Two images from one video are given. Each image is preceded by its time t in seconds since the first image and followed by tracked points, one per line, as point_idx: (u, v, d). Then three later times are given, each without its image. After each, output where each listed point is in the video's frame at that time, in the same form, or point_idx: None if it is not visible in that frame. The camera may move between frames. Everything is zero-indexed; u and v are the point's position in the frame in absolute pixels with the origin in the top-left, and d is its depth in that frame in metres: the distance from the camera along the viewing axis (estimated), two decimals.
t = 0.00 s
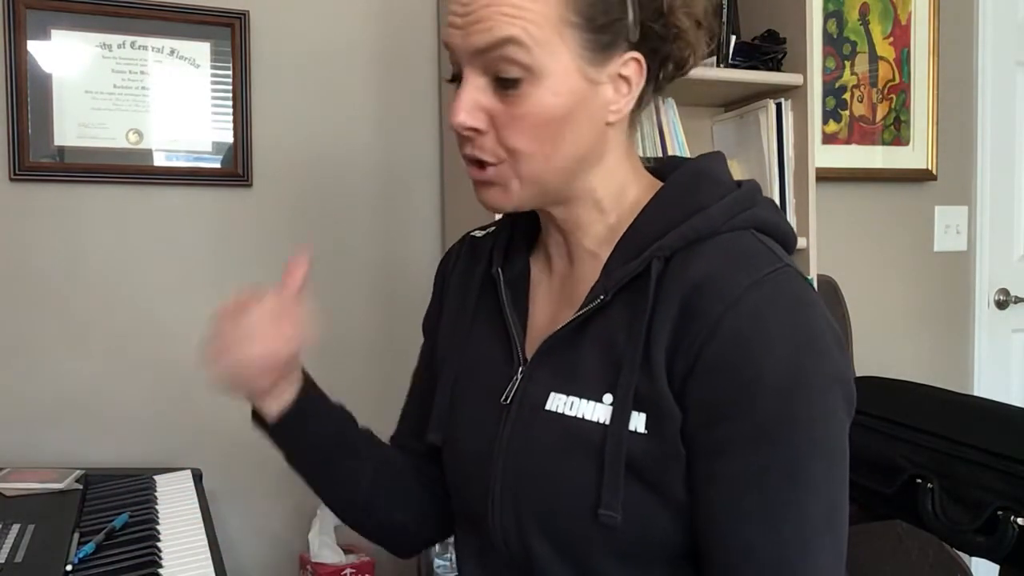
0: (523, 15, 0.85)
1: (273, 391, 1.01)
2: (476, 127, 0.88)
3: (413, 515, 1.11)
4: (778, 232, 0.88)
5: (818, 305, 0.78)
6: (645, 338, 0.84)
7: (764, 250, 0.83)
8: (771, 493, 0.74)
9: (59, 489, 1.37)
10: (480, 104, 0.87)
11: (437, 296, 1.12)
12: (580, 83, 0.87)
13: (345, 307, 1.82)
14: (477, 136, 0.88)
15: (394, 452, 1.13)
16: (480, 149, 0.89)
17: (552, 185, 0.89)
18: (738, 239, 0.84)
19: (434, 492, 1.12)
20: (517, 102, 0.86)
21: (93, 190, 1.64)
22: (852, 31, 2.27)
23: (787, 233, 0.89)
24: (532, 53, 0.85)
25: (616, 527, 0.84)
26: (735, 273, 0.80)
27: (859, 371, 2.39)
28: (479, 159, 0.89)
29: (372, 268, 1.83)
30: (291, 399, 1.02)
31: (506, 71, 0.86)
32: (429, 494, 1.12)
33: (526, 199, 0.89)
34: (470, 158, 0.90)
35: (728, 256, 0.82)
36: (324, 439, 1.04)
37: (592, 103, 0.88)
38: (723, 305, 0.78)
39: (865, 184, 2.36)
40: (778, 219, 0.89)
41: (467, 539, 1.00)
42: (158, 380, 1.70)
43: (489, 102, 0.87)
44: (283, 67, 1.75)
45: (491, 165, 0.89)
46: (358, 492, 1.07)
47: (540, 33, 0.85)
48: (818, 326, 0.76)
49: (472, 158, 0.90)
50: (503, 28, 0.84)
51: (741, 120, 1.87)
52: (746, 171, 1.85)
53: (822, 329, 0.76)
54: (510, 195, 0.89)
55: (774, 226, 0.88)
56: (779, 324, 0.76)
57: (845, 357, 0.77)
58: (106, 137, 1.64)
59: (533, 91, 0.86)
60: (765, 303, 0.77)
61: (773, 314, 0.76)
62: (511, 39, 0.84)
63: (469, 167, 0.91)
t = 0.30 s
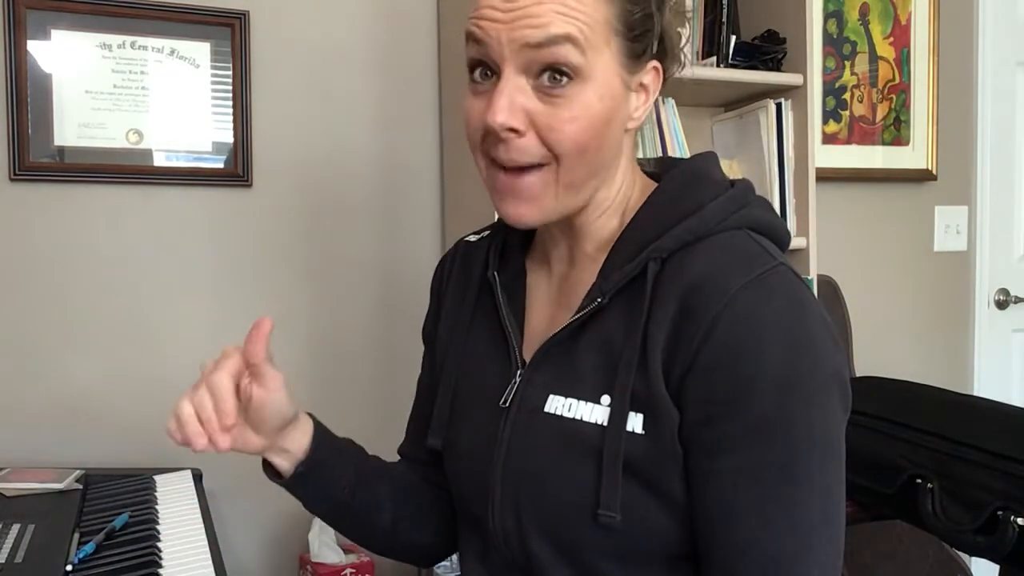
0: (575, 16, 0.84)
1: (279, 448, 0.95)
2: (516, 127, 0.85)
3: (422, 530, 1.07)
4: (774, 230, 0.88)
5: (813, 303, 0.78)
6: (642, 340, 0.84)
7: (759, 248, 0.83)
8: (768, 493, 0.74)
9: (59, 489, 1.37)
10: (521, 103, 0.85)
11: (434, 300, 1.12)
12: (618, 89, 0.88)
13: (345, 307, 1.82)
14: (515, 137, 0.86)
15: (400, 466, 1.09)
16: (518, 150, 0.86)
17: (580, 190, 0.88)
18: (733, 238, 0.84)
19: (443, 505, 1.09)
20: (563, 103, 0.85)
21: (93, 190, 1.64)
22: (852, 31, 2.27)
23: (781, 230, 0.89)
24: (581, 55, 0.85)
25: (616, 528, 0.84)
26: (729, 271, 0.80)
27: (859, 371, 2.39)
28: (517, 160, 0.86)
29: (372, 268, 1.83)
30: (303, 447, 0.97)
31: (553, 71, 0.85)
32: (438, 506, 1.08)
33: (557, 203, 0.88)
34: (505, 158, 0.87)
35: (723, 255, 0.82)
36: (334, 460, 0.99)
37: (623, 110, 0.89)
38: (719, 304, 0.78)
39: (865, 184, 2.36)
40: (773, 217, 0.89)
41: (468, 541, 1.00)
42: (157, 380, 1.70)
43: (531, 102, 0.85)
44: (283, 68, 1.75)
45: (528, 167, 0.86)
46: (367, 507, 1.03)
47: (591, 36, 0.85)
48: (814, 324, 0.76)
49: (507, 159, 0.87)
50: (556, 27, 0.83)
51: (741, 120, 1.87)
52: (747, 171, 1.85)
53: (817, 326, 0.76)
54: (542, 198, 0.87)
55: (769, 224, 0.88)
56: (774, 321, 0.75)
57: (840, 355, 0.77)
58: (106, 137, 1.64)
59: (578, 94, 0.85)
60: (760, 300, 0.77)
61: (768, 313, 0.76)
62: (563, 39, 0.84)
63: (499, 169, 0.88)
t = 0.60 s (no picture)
0: (560, 26, 0.84)
1: (288, 463, 0.96)
2: (501, 136, 0.85)
3: (425, 533, 1.07)
4: (772, 230, 0.88)
5: (813, 305, 0.78)
6: (642, 342, 0.84)
7: (758, 250, 0.83)
8: (768, 495, 0.74)
9: (59, 489, 1.37)
10: (506, 112, 0.85)
11: (432, 300, 1.12)
12: (606, 96, 0.88)
13: (346, 307, 1.82)
14: (500, 146, 0.86)
15: (402, 470, 1.09)
16: (503, 158, 0.86)
17: (568, 196, 0.88)
18: (732, 240, 0.84)
19: (445, 506, 1.09)
20: (547, 112, 0.85)
21: (93, 190, 1.64)
22: (852, 31, 2.27)
23: (780, 231, 0.89)
24: (567, 64, 0.85)
25: (618, 530, 0.84)
26: (729, 274, 0.80)
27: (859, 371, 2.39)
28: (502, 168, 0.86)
29: (372, 268, 1.83)
30: (313, 462, 0.98)
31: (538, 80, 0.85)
32: (441, 507, 1.08)
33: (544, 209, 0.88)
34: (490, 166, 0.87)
35: (722, 258, 0.82)
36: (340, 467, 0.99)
37: (613, 117, 0.89)
38: (718, 306, 0.78)
39: (865, 184, 2.36)
40: (772, 218, 0.89)
41: (470, 540, 1.00)
42: (157, 380, 1.70)
43: (516, 110, 0.85)
44: (283, 67, 1.75)
45: (513, 174, 0.86)
46: (370, 510, 1.03)
47: (577, 45, 0.85)
48: (813, 327, 0.76)
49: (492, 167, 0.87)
50: (540, 37, 0.84)
51: (741, 120, 1.87)
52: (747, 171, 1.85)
53: (817, 328, 0.76)
54: (528, 204, 0.87)
55: (768, 225, 0.88)
56: (772, 323, 0.75)
57: (840, 357, 0.77)
58: (106, 137, 1.64)
59: (564, 102, 0.85)
60: (760, 303, 0.77)
61: (768, 315, 0.76)
62: (548, 48, 0.84)
63: (485, 176, 0.88)
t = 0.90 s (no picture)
0: (546, 24, 0.84)
1: (280, 473, 0.97)
2: (491, 137, 0.86)
3: (424, 534, 1.07)
4: (772, 232, 0.88)
5: (813, 308, 0.78)
6: (641, 345, 0.84)
7: (757, 253, 0.82)
8: (767, 498, 0.74)
9: (59, 489, 1.37)
10: (496, 113, 0.85)
11: (432, 302, 1.12)
12: (597, 93, 0.87)
13: (346, 307, 1.82)
14: (491, 147, 0.86)
15: (400, 471, 1.10)
16: (494, 159, 0.86)
17: (562, 196, 0.88)
18: (732, 243, 0.84)
19: (444, 507, 1.09)
20: (537, 111, 0.85)
21: (93, 190, 1.64)
22: (852, 31, 2.27)
23: (779, 233, 0.89)
24: (555, 62, 0.84)
25: (617, 534, 0.84)
26: (728, 277, 0.80)
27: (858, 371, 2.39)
28: (493, 169, 0.87)
29: (372, 268, 1.83)
30: (307, 471, 0.98)
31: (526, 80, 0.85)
32: (439, 508, 1.08)
33: (538, 210, 0.88)
34: (482, 168, 0.87)
35: (721, 260, 0.82)
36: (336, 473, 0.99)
37: (606, 114, 0.89)
38: (717, 311, 0.78)
39: (865, 184, 2.36)
40: (771, 219, 0.88)
41: (470, 541, 1.00)
42: (157, 380, 1.70)
43: (506, 110, 0.86)
44: (283, 67, 1.75)
45: (505, 175, 0.87)
46: (369, 511, 1.03)
47: (565, 41, 0.85)
48: (813, 330, 0.76)
49: (484, 168, 0.87)
50: (527, 35, 0.83)
51: (741, 120, 1.87)
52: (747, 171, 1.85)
53: (817, 331, 0.76)
54: (521, 203, 0.88)
55: (767, 226, 0.87)
56: (772, 326, 0.75)
57: (840, 359, 0.78)
58: (106, 137, 1.64)
59: (554, 100, 0.85)
60: (759, 306, 0.77)
61: (767, 318, 0.76)
62: (535, 46, 0.84)
63: (477, 177, 0.88)
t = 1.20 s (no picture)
0: (539, 23, 0.84)
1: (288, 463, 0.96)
2: (488, 137, 0.86)
3: (424, 536, 1.07)
4: (771, 235, 0.88)
5: (814, 311, 0.78)
6: (642, 350, 0.84)
7: (758, 257, 0.82)
8: (770, 503, 0.75)
9: (59, 489, 1.37)
10: (491, 113, 0.86)
11: (431, 303, 1.12)
12: (592, 92, 0.87)
13: (346, 308, 1.82)
14: (487, 147, 0.86)
15: (400, 472, 1.10)
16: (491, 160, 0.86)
17: (559, 197, 0.88)
18: (733, 246, 0.84)
19: (444, 508, 1.09)
20: (533, 111, 0.85)
21: (93, 190, 1.64)
22: (852, 31, 2.27)
23: (779, 236, 0.89)
24: (549, 61, 0.85)
25: (619, 539, 0.84)
26: (729, 281, 0.80)
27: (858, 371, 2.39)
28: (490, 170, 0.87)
29: (372, 268, 1.83)
30: (312, 462, 0.98)
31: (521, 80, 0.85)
32: (439, 509, 1.08)
33: (535, 210, 0.88)
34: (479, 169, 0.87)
35: (722, 264, 0.82)
36: (337, 475, 0.99)
37: (602, 113, 0.89)
38: (718, 317, 0.78)
39: (865, 184, 2.36)
40: (771, 222, 0.88)
41: (470, 543, 1.00)
42: (157, 381, 1.70)
43: (501, 111, 0.86)
44: (283, 67, 1.75)
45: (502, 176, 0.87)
46: (370, 513, 1.03)
47: (558, 40, 0.85)
48: (815, 334, 0.76)
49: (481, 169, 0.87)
50: (521, 35, 0.84)
51: (741, 120, 1.87)
52: (747, 171, 1.85)
53: (819, 336, 0.76)
54: (519, 204, 0.88)
55: (767, 229, 0.88)
56: (773, 331, 0.75)
57: (842, 364, 0.78)
58: (106, 137, 1.64)
59: (549, 99, 0.85)
60: (760, 312, 0.77)
61: (768, 324, 0.76)
62: (529, 45, 0.84)
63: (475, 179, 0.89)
